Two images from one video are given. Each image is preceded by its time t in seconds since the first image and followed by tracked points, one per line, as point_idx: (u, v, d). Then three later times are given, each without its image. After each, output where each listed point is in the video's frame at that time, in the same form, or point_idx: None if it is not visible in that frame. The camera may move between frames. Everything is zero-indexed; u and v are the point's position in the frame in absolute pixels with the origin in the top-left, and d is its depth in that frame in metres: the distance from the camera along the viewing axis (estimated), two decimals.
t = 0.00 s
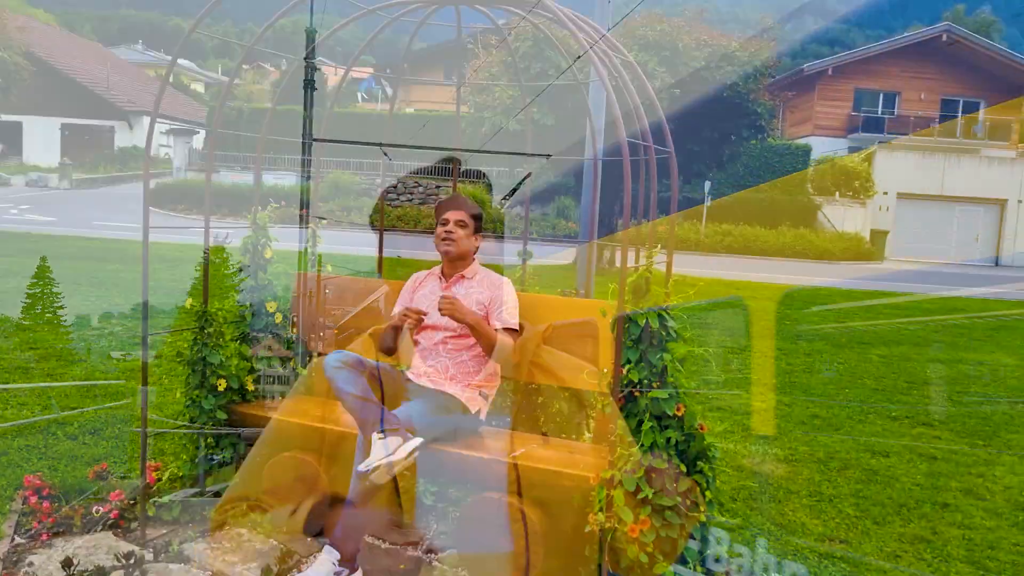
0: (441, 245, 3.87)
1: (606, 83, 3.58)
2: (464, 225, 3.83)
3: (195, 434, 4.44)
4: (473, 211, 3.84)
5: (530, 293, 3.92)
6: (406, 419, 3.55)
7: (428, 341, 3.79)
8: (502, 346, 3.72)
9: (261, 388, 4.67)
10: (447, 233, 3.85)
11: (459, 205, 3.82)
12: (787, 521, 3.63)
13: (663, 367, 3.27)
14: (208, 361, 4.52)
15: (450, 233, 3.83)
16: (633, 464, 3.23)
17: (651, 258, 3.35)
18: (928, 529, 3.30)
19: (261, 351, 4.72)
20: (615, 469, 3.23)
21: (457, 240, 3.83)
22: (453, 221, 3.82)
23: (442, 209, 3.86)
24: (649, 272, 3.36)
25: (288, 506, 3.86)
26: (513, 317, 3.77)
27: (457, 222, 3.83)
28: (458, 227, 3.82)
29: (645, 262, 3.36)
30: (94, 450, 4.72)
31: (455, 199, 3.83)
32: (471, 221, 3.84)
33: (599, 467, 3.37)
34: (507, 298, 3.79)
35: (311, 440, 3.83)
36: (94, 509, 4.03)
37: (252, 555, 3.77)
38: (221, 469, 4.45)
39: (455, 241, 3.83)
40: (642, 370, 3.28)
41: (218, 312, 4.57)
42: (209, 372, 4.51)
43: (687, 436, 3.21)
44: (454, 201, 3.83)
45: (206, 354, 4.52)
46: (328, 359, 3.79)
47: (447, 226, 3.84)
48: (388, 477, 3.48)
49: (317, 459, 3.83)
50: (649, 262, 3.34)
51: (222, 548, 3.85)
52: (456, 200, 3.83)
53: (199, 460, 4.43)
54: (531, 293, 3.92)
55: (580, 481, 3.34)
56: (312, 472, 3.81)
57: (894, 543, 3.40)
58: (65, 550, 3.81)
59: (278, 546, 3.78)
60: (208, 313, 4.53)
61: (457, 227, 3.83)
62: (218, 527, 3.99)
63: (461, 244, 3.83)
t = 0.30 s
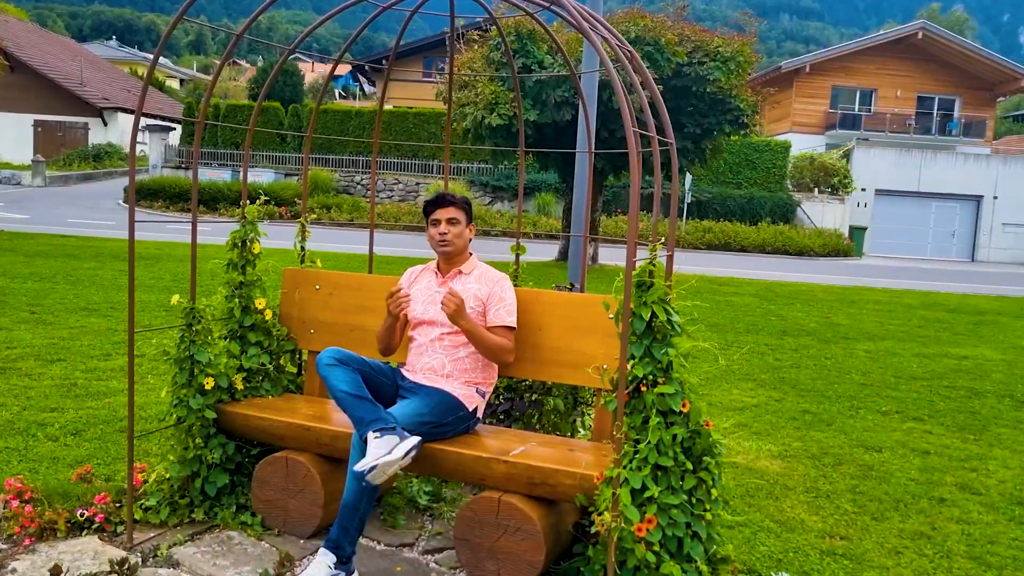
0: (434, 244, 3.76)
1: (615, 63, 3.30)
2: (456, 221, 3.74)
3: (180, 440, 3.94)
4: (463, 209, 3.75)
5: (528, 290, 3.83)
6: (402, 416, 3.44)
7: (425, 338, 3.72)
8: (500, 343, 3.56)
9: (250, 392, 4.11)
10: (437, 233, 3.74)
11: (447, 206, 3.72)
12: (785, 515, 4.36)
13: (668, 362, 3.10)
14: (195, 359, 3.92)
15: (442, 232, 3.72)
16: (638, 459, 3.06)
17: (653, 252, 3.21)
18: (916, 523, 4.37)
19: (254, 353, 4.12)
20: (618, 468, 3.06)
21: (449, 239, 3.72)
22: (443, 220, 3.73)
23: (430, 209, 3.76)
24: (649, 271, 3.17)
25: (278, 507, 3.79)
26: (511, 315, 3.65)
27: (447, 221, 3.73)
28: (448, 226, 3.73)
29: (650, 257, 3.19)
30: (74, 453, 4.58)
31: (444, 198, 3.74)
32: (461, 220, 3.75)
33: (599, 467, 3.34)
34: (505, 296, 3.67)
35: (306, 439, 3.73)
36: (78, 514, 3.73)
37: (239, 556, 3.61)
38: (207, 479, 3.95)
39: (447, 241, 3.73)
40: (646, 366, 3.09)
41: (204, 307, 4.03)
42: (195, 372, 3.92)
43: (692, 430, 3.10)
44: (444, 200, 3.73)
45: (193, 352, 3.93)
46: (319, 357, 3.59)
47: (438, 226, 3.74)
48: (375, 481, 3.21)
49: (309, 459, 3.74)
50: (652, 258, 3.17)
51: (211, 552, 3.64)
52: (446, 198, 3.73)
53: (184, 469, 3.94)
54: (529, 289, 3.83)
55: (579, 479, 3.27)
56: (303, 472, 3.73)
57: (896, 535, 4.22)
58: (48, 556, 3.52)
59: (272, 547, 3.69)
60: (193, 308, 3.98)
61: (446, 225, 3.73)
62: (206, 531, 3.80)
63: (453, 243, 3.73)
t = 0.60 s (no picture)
0: (440, 236, 3.64)
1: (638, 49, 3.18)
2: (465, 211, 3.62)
3: (181, 438, 3.79)
4: (467, 199, 3.62)
5: (543, 284, 3.71)
6: (414, 413, 3.32)
7: (436, 333, 3.59)
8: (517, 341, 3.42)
9: (253, 389, 3.97)
10: (443, 224, 3.62)
11: (452, 197, 3.61)
12: (802, 514, 4.25)
13: (692, 357, 2.99)
14: (197, 355, 3.79)
15: (447, 222, 3.60)
16: (662, 458, 2.94)
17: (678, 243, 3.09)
18: (936, 522, 4.28)
19: (256, 348, 3.99)
20: (643, 467, 2.93)
21: (455, 231, 3.60)
22: (448, 211, 3.61)
23: (436, 200, 3.65)
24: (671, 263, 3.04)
25: (283, 508, 3.67)
26: (525, 309, 3.51)
27: (452, 211, 3.61)
28: (453, 217, 3.61)
29: (673, 247, 3.05)
30: (70, 453, 4.44)
31: (450, 188, 3.63)
32: (467, 211, 3.63)
33: (619, 466, 3.22)
34: (519, 289, 3.54)
35: (312, 436, 3.60)
36: (76, 516, 3.60)
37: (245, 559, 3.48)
38: (210, 479, 3.81)
39: (452, 232, 3.61)
40: (670, 360, 2.98)
41: (206, 302, 3.88)
42: (197, 368, 3.79)
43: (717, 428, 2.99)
44: (449, 190, 3.62)
45: (195, 348, 3.79)
46: (327, 352, 3.47)
47: (444, 217, 3.63)
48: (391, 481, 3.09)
49: (314, 458, 3.61)
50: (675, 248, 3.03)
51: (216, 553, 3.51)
52: (451, 189, 3.62)
53: (185, 468, 3.80)
54: (545, 282, 3.70)
55: (599, 478, 3.15)
56: (309, 472, 3.60)
57: (916, 535, 4.12)
58: (45, 560, 3.38)
59: (278, 549, 3.56)
60: (195, 302, 3.82)
61: (451, 216, 3.61)
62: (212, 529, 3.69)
63: (459, 235, 3.60)
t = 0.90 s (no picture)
0: (450, 224, 3.51)
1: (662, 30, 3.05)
2: (475, 199, 3.49)
3: (181, 437, 3.64)
4: (479, 185, 3.50)
5: (556, 276, 3.58)
6: (423, 410, 3.19)
7: (446, 327, 3.45)
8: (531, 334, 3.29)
9: (255, 386, 3.83)
10: (453, 211, 3.50)
11: (463, 182, 3.49)
12: (822, 513, 4.13)
13: (717, 351, 2.87)
14: (199, 351, 3.64)
15: (457, 208, 3.48)
16: (686, 456, 2.81)
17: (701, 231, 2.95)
18: (959, 521, 4.16)
19: (257, 346, 3.86)
20: (666, 466, 2.80)
21: (465, 218, 3.48)
22: (459, 197, 3.49)
23: (447, 186, 3.53)
24: (694, 252, 2.91)
25: (287, 509, 3.54)
26: (538, 302, 3.38)
27: (463, 197, 3.49)
28: (463, 203, 3.49)
29: (695, 236, 2.92)
30: (66, 453, 4.30)
31: (461, 173, 3.51)
32: (479, 197, 3.50)
33: (638, 465, 3.10)
34: (532, 281, 3.41)
35: (317, 436, 3.47)
36: (73, 518, 3.46)
37: (249, 563, 3.35)
38: (211, 480, 3.68)
39: (462, 219, 3.48)
40: (693, 355, 2.84)
41: (208, 296, 3.73)
42: (198, 365, 3.65)
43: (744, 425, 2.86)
44: (461, 176, 3.50)
45: (196, 344, 3.64)
46: (333, 347, 3.34)
47: (455, 204, 3.51)
48: (402, 482, 2.96)
49: (320, 458, 3.48)
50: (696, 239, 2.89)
51: (219, 557, 3.37)
52: (463, 174, 3.50)
53: (186, 469, 3.66)
54: (558, 275, 3.57)
55: (619, 478, 3.03)
56: (314, 472, 3.47)
57: (939, 534, 4.00)
58: (40, 564, 3.24)
59: (283, 552, 3.44)
60: (196, 296, 3.67)
61: (461, 203, 3.49)
62: (211, 534, 3.55)
63: (470, 222, 3.48)
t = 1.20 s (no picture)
0: (457, 210, 3.39)
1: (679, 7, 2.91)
2: (482, 184, 3.37)
3: (179, 433, 3.52)
4: (488, 171, 3.38)
5: (566, 265, 3.48)
6: (431, 404, 3.08)
7: (453, 318, 3.34)
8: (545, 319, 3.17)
9: (256, 380, 3.72)
10: (461, 196, 3.37)
11: (472, 167, 3.37)
12: (837, 508, 4.02)
13: (737, 341, 2.76)
14: (197, 343, 3.51)
15: (463, 193, 3.36)
16: (706, 450, 2.70)
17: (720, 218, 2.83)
18: (978, 517, 4.05)
19: (257, 338, 3.74)
20: (686, 460, 2.69)
21: (473, 203, 3.36)
22: (467, 182, 3.36)
23: (455, 170, 3.41)
24: (712, 240, 2.80)
25: (289, 506, 3.43)
26: (548, 290, 3.28)
27: (471, 183, 3.37)
28: (471, 188, 3.36)
29: (714, 222, 2.80)
30: (61, 450, 4.19)
31: (470, 158, 3.38)
32: (488, 183, 3.38)
33: (653, 460, 2.99)
34: (542, 269, 3.31)
35: (321, 431, 3.36)
36: (67, 517, 3.34)
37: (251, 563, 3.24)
38: (211, 476, 3.56)
39: (470, 205, 3.36)
40: (713, 345, 2.73)
41: (207, 286, 3.59)
42: (196, 358, 3.52)
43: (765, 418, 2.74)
44: (470, 161, 3.38)
45: (194, 337, 3.51)
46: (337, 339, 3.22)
47: (462, 188, 3.38)
48: (410, 478, 2.84)
49: (322, 453, 3.37)
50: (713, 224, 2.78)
51: (220, 556, 3.26)
52: (472, 159, 3.38)
53: (184, 466, 3.54)
54: (568, 265, 3.48)
55: (634, 473, 2.92)
56: (318, 468, 3.36)
57: (960, 529, 3.89)
58: (34, 564, 3.12)
59: (285, 552, 3.32)
60: (195, 287, 3.54)
61: (470, 188, 3.37)
62: (211, 532, 3.44)
63: (478, 209, 3.36)
